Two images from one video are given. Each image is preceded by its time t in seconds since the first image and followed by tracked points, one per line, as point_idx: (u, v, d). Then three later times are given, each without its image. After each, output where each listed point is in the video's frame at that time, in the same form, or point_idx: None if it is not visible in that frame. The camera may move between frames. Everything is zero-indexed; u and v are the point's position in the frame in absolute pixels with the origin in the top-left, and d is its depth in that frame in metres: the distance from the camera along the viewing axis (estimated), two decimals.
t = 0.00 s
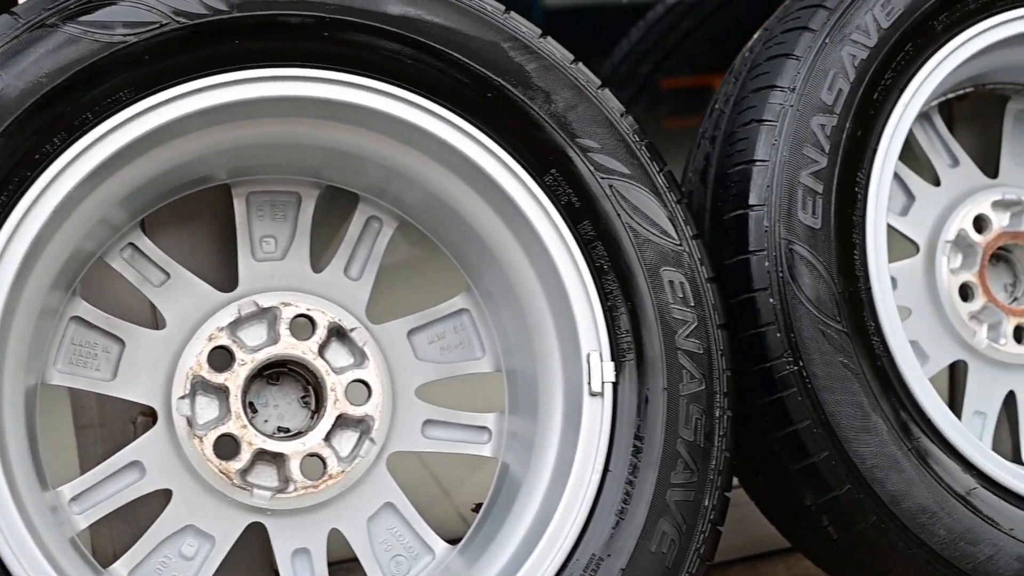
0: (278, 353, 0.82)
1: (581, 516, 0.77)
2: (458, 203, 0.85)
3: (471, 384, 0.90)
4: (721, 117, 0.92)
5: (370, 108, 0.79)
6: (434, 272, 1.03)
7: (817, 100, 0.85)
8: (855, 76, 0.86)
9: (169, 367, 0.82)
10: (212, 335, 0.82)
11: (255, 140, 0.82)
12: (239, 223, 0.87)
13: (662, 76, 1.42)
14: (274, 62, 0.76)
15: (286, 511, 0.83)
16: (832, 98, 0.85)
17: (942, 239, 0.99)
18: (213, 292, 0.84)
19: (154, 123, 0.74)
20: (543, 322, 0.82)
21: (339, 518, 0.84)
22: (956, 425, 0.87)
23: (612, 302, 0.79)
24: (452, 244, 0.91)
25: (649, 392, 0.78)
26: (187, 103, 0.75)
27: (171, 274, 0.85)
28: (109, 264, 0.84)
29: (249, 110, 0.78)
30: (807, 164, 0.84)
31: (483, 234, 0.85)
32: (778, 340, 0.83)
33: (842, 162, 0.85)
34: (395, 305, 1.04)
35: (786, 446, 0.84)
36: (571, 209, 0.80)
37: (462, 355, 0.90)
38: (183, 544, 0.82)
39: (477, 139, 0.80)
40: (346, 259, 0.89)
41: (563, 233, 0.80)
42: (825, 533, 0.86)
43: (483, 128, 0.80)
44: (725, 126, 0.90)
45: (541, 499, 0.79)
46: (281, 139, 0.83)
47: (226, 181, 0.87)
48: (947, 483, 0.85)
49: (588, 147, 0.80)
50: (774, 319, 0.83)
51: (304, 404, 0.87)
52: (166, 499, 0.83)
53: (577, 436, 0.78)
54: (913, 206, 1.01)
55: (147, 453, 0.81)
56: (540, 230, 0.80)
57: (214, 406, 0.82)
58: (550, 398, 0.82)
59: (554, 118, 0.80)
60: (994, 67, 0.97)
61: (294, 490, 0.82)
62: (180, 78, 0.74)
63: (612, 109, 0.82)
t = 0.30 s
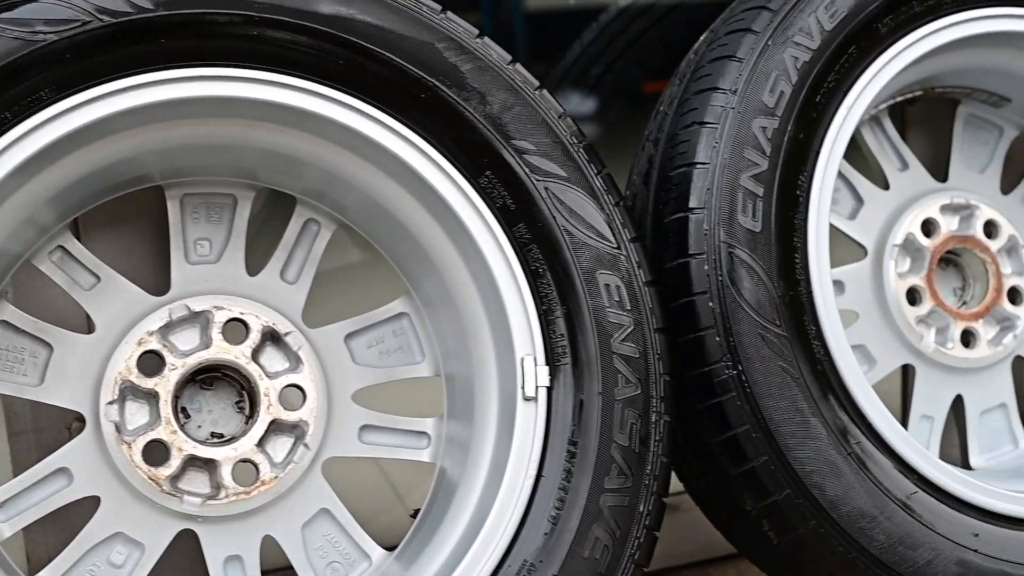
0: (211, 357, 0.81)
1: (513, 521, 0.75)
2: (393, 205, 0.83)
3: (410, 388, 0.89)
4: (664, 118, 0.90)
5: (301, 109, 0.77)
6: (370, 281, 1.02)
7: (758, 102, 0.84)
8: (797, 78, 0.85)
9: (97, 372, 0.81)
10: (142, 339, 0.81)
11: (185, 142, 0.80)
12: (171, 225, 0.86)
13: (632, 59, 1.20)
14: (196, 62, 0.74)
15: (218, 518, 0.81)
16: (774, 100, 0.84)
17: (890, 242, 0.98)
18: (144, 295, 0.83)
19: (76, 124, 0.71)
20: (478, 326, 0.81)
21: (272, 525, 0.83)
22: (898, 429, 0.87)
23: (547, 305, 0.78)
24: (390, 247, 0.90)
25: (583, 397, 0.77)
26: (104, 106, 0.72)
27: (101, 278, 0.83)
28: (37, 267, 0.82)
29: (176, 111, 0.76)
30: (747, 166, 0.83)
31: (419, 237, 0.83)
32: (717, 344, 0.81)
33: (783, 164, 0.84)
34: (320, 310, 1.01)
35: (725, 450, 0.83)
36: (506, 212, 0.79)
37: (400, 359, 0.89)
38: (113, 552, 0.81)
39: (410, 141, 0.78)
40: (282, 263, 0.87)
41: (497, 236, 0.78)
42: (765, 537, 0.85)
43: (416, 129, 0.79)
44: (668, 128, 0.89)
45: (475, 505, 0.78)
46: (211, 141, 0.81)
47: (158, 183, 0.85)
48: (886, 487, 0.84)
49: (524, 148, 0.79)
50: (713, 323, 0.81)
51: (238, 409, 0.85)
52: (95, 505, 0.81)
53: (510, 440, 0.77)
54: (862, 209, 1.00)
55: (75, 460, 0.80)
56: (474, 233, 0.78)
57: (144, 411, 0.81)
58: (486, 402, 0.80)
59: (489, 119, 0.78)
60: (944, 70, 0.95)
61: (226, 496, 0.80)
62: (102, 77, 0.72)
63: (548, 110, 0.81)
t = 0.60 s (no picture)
0: (145, 359, 0.79)
1: (448, 526, 0.74)
2: (331, 205, 0.82)
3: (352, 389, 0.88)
4: (610, 118, 0.89)
5: (234, 107, 0.75)
6: (315, 292, 1.03)
7: (701, 101, 0.83)
8: (742, 77, 0.84)
9: (28, 374, 0.79)
10: (75, 341, 0.79)
11: (118, 140, 0.78)
12: (107, 225, 0.84)
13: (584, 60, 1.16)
14: (123, 58, 0.72)
15: (152, 522, 0.80)
16: (718, 99, 0.83)
17: (842, 243, 0.97)
18: (78, 296, 0.82)
19: None
20: (416, 327, 0.80)
21: (208, 530, 0.81)
22: (842, 431, 0.86)
23: (483, 306, 0.77)
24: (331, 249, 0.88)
25: (519, 399, 0.76)
26: (27, 102, 0.70)
27: (33, 278, 0.81)
28: None
29: (105, 108, 0.74)
30: (690, 166, 0.82)
31: (357, 237, 0.82)
32: (658, 346, 0.80)
33: (727, 164, 0.83)
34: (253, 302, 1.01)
35: (668, 453, 0.82)
36: (442, 212, 0.78)
37: (342, 361, 0.87)
38: (44, 557, 0.79)
39: (345, 139, 0.77)
40: (222, 264, 0.87)
41: (433, 236, 0.78)
42: (710, 541, 0.84)
43: (352, 128, 0.78)
44: (613, 127, 0.87)
45: (411, 509, 0.77)
46: (145, 139, 0.79)
47: (92, 182, 0.84)
48: (830, 491, 0.83)
49: (460, 147, 0.78)
50: (655, 325, 0.80)
51: (176, 411, 0.84)
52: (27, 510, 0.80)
53: (445, 444, 0.76)
54: (814, 210, 0.99)
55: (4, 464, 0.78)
56: (410, 233, 0.78)
57: (77, 414, 0.80)
58: (424, 405, 0.79)
59: (425, 118, 0.78)
60: (898, 69, 0.94)
61: (159, 500, 0.79)
62: (27, 73, 0.70)
63: (486, 109, 0.80)
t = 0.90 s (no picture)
0: (85, 359, 0.78)
1: (388, 529, 0.73)
2: (275, 203, 0.81)
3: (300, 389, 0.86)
4: (561, 115, 0.88)
5: (172, 103, 0.74)
6: (257, 292, 1.02)
7: (651, 97, 0.82)
8: (693, 73, 0.83)
9: None
10: (13, 341, 0.78)
11: (55, 137, 0.76)
12: (49, 222, 0.83)
13: (545, 57, 1.17)
14: (57, 53, 0.71)
15: (93, 525, 0.79)
16: (668, 96, 0.82)
17: (799, 242, 0.96)
18: (18, 295, 0.80)
19: None
20: (360, 327, 0.79)
21: (150, 533, 0.80)
22: (795, 433, 0.85)
23: (426, 306, 0.76)
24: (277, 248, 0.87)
25: (461, 400, 0.75)
26: None
27: None
28: None
29: (38, 104, 0.72)
30: (640, 164, 0.81)
31: (302, 235, 0.81)
32: (606, 346, 0.79)
33: (677, 162, 0.82)
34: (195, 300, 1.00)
35: (617, 456, 0.81)
36: (385, 210, 0.77)
37: (289, 361, 0.86)
38: None
39: (287, 137, 0.76)
40: (167, 262, 0.86)
41: (376, 235, 0.77)
42: (662, 545, 0.83)
43: (293, 126, 0.77)
44: (564, 124, 0.86)
45: (352, 513, 0.75)
46: (82, 136, 0.77)
47: (33, 179, 0.82)
48: (781, 494, 0.82)
49: (403, 145, 0.77)
50: (603, 325, 0.79)
51: (120, 411, 0.82)
52: None
53: (386, 446, 0.75)
54: (772, 208, 0.98)
55: None
56: (352, 232, 0.77)
57: (16, 415, 0.78)
58: (367, 406, 0.78)
59: (368, 115, 0.77)
60: (857, 65, 0.93)
61: (100, 502, 0.78)
62: None
63: (431, 107, 0.79)
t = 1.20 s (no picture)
0: (32, 359, 0.76)
1: (336, 532, 0.71)
2: (225, 200, 0.79)
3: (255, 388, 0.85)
4: (519, 110, 0.87)
5: (116, 99, 0.72)
6: (206, 294, 1.01)
7: (608, 92, 0.81)
8: (651, 68, 0.82)
9: None
10: None
11: None
12: None
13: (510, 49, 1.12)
14: None
15: (41, 525, 0.77)
16: (626, 91, 0.81)
17: (764, 239, 0.95)
18: None
19: None
20: (310, 327, 0.78)
21: (100, 533, 0.78)
22: (755, 434, 0.84)
23: (377, 306, 0.75)
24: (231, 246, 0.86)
25: (411, 401, 0.74)
26: None
27: None
28: None
29: None
30: (596, 160, 0.80)
31: (252, 233, 0.80)
32: (561, 346, 0.78)
33: (635, 158, 0.81)
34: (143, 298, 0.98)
35: (573, 457, 0.80)
36: (334, 208, 0.76)
37: (244, 359, 0.85)
38: None
39: (234, 133, 0.75)
40: (120, 259, 0.85)
41: (325, 234, 0.75)
42: (619, 548, 0.81)
43: (242, 122, 0.75)
44: (521, 119, 0.85)
45: (300, 515, 0.74)
46: (26, 133, 0.75)
47: None
48: (739, 495, 0.81)
49: (354, 142, 0.76)
50: (558, 325, 0.78)
51: (69, 409, 0.80)
52: None
53: (335, 448, 0.73)
54: (737, 204, 0.97)
55: None
56: (301, 230, 0.75)
57: None
58: (317, 407, 0.77)
59: (316, 111, 0.76)
60: (824, 60, 0.93)
61: (48, 503, 0.75)
62: None
63: (382, 103, 0.78)
